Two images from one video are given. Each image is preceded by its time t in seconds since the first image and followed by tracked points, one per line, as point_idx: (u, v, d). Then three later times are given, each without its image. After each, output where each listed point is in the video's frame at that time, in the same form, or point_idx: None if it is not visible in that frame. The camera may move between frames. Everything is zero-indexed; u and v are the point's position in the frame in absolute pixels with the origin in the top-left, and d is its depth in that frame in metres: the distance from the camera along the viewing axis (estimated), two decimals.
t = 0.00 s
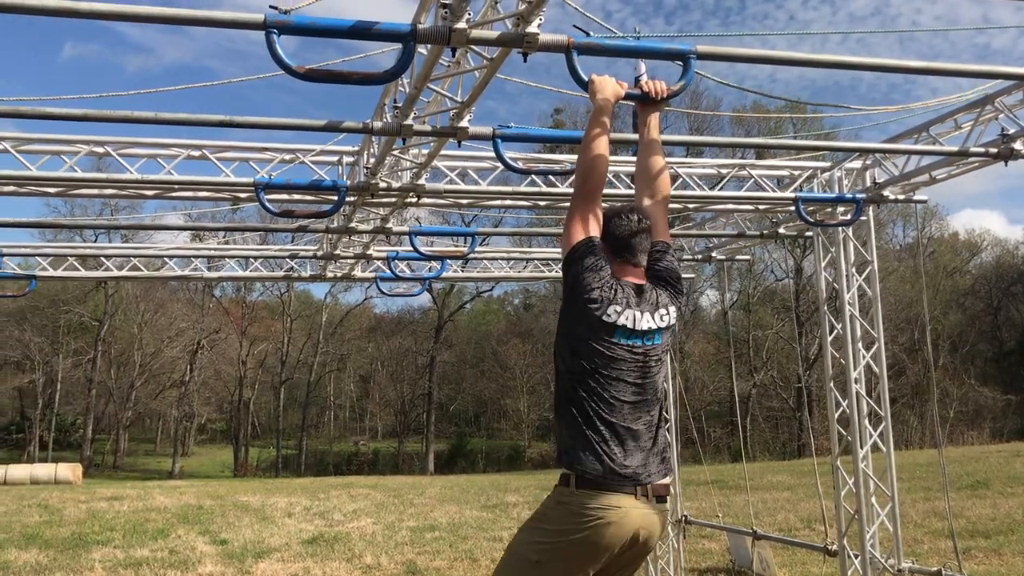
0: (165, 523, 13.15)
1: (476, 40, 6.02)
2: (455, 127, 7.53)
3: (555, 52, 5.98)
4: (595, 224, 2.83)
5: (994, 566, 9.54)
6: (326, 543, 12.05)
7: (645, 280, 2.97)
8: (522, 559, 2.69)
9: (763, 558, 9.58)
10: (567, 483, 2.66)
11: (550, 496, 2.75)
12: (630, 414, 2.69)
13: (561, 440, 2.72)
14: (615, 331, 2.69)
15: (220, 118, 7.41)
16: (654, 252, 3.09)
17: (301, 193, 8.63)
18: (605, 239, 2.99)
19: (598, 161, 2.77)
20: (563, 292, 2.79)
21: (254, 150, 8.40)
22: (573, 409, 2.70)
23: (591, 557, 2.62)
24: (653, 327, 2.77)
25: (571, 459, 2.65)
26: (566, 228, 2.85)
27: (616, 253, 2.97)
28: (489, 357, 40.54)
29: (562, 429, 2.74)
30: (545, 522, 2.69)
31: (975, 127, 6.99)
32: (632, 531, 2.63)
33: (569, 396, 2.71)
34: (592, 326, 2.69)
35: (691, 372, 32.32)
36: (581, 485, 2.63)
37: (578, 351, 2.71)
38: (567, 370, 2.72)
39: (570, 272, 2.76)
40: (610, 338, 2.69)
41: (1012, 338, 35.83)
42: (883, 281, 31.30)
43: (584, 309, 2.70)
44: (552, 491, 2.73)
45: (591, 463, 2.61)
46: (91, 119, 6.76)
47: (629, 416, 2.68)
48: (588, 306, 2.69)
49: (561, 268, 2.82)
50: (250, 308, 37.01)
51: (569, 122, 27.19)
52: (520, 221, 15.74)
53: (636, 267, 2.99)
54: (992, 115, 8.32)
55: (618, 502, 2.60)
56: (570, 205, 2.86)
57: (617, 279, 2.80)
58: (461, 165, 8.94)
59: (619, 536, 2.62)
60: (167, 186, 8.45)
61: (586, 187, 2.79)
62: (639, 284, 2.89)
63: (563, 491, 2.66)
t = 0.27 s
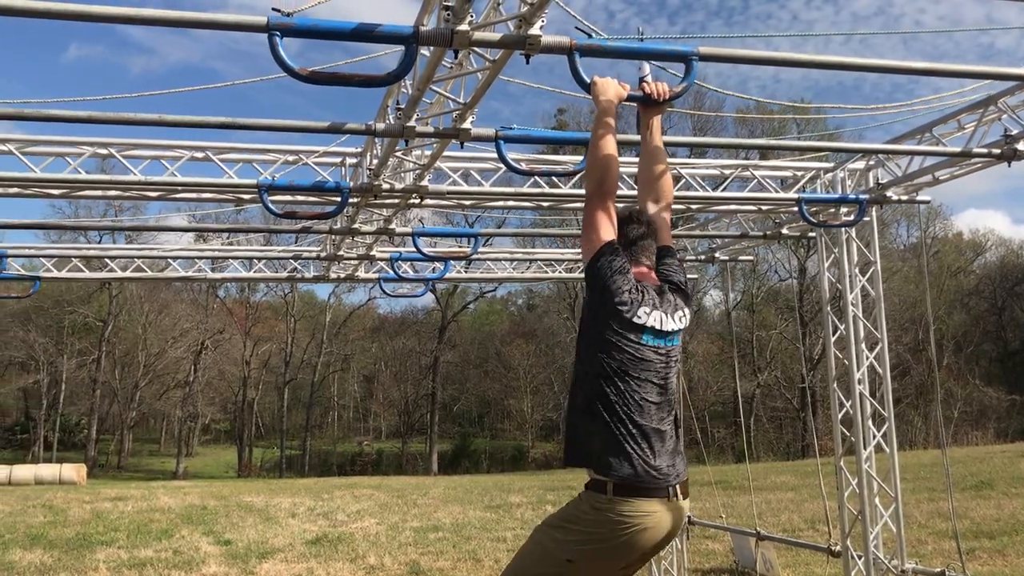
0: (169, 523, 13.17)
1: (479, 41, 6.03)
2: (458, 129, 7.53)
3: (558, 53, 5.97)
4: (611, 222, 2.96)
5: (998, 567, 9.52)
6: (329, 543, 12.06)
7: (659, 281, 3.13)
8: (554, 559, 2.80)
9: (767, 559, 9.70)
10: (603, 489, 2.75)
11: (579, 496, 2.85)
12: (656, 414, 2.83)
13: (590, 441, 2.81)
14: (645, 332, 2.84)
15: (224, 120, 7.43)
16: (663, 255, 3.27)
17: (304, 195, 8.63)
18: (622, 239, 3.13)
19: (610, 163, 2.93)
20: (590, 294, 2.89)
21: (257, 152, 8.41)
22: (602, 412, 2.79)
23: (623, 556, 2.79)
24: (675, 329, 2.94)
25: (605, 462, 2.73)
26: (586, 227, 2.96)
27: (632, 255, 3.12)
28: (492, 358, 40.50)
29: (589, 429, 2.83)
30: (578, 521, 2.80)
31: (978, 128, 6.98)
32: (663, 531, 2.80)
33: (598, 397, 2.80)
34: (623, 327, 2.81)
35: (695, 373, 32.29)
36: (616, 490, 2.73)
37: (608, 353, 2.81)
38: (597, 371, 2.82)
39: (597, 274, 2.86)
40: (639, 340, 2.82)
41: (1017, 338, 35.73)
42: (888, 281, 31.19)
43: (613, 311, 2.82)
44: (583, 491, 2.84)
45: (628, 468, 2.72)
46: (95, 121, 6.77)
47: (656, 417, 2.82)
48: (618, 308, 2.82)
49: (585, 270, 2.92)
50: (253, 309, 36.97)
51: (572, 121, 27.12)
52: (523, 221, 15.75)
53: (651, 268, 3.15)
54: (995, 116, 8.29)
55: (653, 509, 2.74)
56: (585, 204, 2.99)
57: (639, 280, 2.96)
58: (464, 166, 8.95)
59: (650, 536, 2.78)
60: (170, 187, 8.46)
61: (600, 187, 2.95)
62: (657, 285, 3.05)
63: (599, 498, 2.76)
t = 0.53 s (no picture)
0: (173, 523, 13.18)
1: (486, 42, 6.03)
2: (464, 130, 7.52)
3: (565, 54, 5.97)
4: (623, 228, 2.94)
5: (1003, 568, 9.52)
6: (333, 544, 12.06)
7: (673, 283, 3.16)
8: (591, 563, 2.82)
9: (771, 559, 9.62)
10: (635, 491, 2.78)
11: (612, 499, 2.88)
12: (678, 413, 2.86)
13: (616, 444, 2.83)
14: (662, 335, 2.85)
15: (230, 121, 7.43)
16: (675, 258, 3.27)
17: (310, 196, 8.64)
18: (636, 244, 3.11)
19: (621, 169, 2.90)
20: (605, 300, 2.90)
21: (263, 152, 8.42)
22: (625, 416, 2.81)
23: (658, 555, 2.82)
24: (690, 329, 2.97)
25: (633, 464, 2.76)
26: (599, 235, 2.92)
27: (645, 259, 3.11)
28: (495, 358, 40.53)
29: (613, 432, 2.85)
30: (612, 525, 2.83)
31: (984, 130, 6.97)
32: (694, 526, 2.85)
33: (619, 401, 2.82)
34: (641, 331, 2.83)
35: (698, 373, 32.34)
36: (648, 492, 2.76)
37: (627, 357, 2.82)
38: (617, 375, 2.83)
39: (612, 279, 2.85)
40: (657, 342, 2.84)
41: (1021, 339, 35.72)
42: (891, 282, 31.22)
43: (631, 317, 2.83)
44: (614, 494, 2.87)
45: (658, 469, 2.75)
46: (102, 122, 6.78)
47: (679, 417, 2.85)
48: (636, 313, 2.83)
49: (599, 276, 2.92)
50: (257, 309, 36.99)
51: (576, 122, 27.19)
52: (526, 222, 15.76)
53: (665, 272, 3.14)
54: (1001, 117, 8.29)
55: (685, 507, 2.78)
56: (595, 212, 2.95)
57: (653, 284, 2.96)
58: (468, 167, 8.95)
59: (682, 535, 2.83)
60: (176, 188, 8.47)
61: (612, 194, 2.90)
62: (670, 288, 3.06)
63: (632, 498, 2.79)
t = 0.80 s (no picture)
0: (177, 524, 13.17)
1: (501, 44, 6.03)
2: (476, 131, 7.52)
3: (579, 56, 5.98)
4: (639, 232, 2.92)
5: (1009, 570, 9.56)
6: (337, 545, 12.05)
7: (688, 285, 3.17)
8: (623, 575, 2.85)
9: (777, 561, 9.68)
10: (658, 497, 2.81)
11: (636, 509, 2.91)
12: (696, 415, 2.88)
13: (635, 448, 2.85)
14: (678, 337, 2.87)
15: (242, 122, 7.44)
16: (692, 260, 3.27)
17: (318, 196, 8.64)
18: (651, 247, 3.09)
19: (635, 170, 2.88)
20: (621, 305, 2.90)
21: (272, 154, 8.43)
22: (642, 419, 2.83)
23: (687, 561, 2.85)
24: (706, 331, 2.98)
25: (653, 467, 2.79)
26: (615, 238, 2.90)
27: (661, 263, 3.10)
28: (497, 359, 40.53)
29: (632, 436, 2.87)
30: (640, 535, 2.85)
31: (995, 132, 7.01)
32: (719, 527, 2.88)
33: (636, 404, 2.84)
34: (658, 335, 2.84)
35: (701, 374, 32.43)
36: (672, 496, 2.79)
37: (645, 361, 2.84)
38: (635, 379, 2.84)
39: (629, 281, 2.85)
40: (674, 345, 2.86)
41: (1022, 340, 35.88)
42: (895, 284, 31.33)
43: (648, 320, 2.84)
44: (638, 504, 2.90)
45: (681, 472, 2.78)
46: (113, 123, 6.77)
47: (696, 418, 2.87)
48: (652, 317, 2.84)
49: (615, 279, 2.92)
50: (259, 310, 36.93)
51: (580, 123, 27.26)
52: (531, 223, 15.79)
53: (681, 275, 3.14)
54: (1011, 119, 8.33)
55: (710, 507, 2.81)
56: (610, 215, 2.93)
57: (669, 287, 2.97)
58: (477, 168, 8.97)
59: (709, 535, 2.85)
60: (185, 189, 8.47)
61: (627, 198, 2.87)
62: (685, 290, 3.07)
63: (656, 507, 2.82)
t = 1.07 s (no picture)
0: (180, 524, 13.17)
1: (513, 44, 6.04)
2: (486, 131, 7.54)
3: (593, 56, 6.00)
4: (644, 230, 2.98)
5: (1014, 570, 9.61)
6: (341, 545, 12.04)
7: (694, 285, 3.20)
8: None
9: (782, 561, 9.72)
10: (660, 501, 2.85)
11: (639, 513, 2.95)
12: (698, 415, 2.90)
13: (635, 448, 2.89)
14: (679, 337, 2.90)
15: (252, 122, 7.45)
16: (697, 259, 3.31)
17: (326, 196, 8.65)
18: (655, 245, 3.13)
19: (642, 167, 2.95)
20: (623, 303, 2.95)
21: (281, 153, 8.44)
22: (642, 419, 2.87)
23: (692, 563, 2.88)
24: (710, 331, 3.00)
25: (652, 468, 2.83)
26: (619, 234, 2.97)
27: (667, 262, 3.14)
28: (499, 359, 40.58)
29: (631, 435, 2.91)
30: (644, 540, 2.90)
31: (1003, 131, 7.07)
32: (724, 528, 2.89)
33: (636, 404, 2.87)
34: (658, 334, 2.88)
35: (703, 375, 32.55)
36: (673, 499, 2.82)
37: (645, 360, 2.87)
38: (635, 378, 2.88)
39: (629, 279, 2.92)
40: (674, 345, 2.89)
41: None
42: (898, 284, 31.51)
43: (649, 319, 2.88)
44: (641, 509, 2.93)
45: (680, 474, 2.82)
46: (124, 122, 6.77)
47: (697, 420, 2.90)
48: (653, 317, 2.88)
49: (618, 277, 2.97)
50: (261, 310, 36.94)
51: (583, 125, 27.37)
52: (533, 224, 15.83)
53: (687, 275, 3.17)
54: (1018, 119, 8.39)
55: (711, 508, 2.84)
56: (616, 212, 3.00)
57: (672, 285, 3.00)
58: (485, 168, 8.99)
59: (715, 536, 2.87)
60: (193, 189, 8.47)
61: (633, 193, 2.95)
62: (690, 289, 3.09)
63: (659, 512, 2.85)
